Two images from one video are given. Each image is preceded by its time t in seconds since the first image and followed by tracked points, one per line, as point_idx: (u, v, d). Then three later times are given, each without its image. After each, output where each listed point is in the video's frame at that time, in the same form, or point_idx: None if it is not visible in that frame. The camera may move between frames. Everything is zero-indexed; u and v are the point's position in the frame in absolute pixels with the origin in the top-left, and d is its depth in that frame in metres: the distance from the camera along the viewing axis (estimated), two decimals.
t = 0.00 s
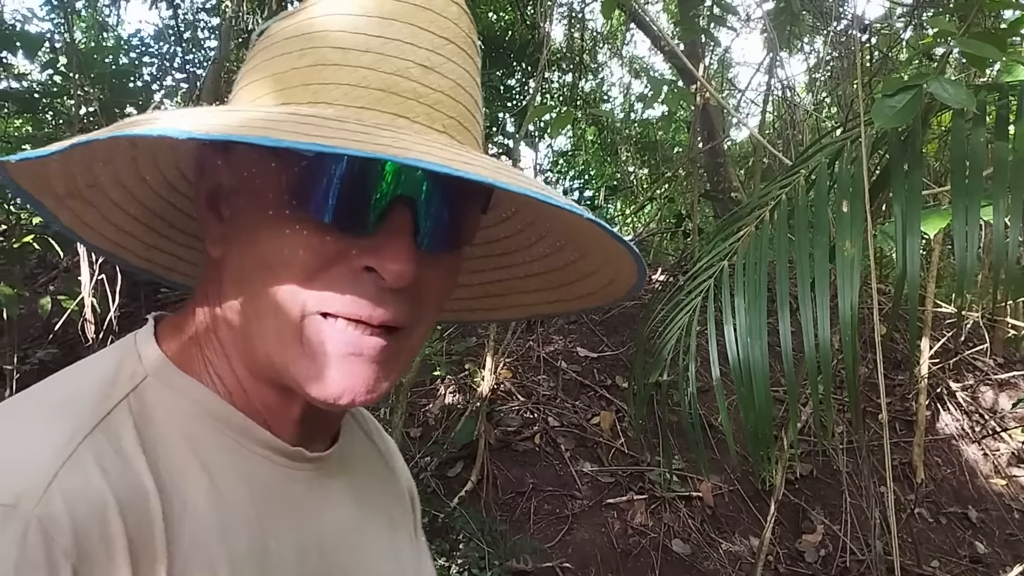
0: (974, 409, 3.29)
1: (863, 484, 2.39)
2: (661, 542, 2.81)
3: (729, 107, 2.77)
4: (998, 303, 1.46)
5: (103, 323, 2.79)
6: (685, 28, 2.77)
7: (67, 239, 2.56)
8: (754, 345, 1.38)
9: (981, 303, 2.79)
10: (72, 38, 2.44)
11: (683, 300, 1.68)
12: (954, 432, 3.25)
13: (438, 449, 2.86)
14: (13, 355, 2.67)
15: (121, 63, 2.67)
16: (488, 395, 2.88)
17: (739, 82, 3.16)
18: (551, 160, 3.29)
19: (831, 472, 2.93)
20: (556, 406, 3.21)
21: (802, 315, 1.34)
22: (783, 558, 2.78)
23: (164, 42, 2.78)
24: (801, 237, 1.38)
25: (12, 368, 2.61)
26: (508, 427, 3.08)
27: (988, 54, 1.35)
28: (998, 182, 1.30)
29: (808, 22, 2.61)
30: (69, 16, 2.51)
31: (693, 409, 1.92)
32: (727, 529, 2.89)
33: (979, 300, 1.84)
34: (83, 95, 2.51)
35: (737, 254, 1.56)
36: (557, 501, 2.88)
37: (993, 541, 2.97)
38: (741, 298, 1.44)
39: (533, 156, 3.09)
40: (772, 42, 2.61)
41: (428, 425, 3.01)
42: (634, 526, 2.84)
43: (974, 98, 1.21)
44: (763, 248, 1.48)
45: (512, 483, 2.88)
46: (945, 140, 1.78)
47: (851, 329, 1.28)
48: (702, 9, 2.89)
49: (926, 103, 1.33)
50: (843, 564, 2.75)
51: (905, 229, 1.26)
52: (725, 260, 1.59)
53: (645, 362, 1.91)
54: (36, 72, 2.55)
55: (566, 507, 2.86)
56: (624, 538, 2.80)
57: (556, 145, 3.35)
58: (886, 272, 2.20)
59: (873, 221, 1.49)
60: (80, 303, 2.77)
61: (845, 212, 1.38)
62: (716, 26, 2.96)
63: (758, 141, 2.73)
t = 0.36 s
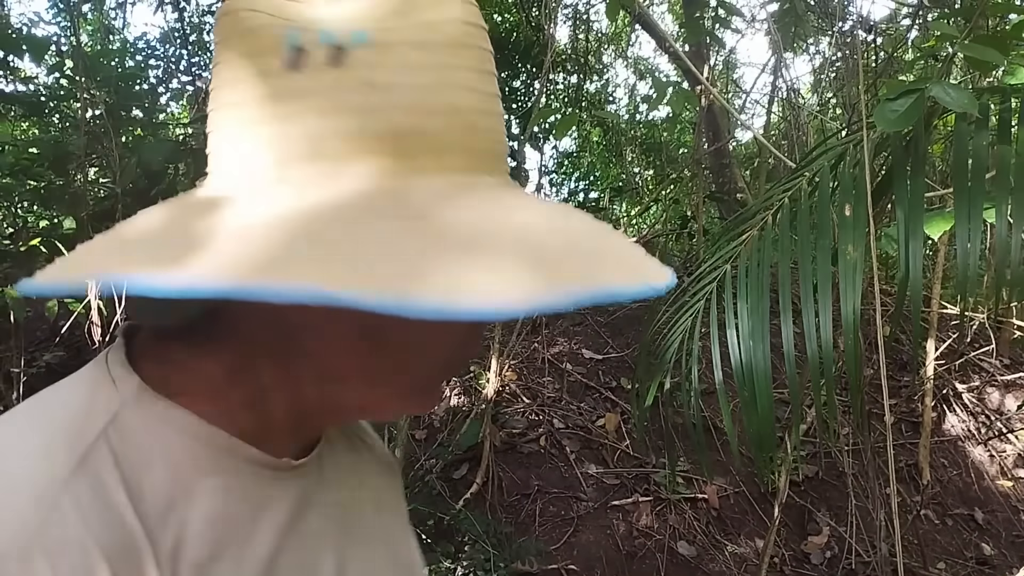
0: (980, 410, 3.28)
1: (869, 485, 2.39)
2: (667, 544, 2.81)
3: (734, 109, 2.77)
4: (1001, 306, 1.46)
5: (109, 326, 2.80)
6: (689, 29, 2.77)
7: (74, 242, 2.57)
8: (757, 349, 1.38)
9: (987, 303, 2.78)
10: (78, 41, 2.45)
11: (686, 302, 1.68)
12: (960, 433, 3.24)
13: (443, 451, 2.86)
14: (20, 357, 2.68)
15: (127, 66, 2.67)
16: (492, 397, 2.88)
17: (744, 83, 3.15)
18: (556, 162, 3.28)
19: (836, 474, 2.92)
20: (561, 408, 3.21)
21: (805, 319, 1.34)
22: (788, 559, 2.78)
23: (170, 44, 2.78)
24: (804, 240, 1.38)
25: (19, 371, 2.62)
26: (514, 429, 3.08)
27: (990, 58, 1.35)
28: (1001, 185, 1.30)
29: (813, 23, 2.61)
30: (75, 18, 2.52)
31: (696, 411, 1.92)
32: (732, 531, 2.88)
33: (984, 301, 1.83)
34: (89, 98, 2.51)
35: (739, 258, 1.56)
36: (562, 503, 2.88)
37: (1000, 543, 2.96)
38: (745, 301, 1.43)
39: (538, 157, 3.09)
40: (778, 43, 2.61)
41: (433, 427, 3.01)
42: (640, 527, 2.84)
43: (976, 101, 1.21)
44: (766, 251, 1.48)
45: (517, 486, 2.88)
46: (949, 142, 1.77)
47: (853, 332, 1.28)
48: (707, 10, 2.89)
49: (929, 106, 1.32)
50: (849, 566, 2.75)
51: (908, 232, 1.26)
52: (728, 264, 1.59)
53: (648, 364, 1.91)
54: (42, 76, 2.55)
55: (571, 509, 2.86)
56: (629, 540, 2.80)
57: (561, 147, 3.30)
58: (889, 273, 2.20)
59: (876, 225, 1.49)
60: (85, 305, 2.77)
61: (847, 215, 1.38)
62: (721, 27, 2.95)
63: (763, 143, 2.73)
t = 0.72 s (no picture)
0: (985, 409, 3.28)
1: (874, 484, 2.39)
2: (671, 543, 2.81)
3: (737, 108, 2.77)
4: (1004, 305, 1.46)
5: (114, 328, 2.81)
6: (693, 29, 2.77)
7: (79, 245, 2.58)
8: (759, 346, 1.39)
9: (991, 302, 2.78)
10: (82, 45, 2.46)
11: (690, 301, 1.68)
12: (965, 432, 3.23)
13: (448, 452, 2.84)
14: (27, 359, 2.70)
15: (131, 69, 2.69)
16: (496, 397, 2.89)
17: (748, 83, 3.15)
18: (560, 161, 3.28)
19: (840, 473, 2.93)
20: (565, 408, 3.21)
21: (807, 317, 1.35)
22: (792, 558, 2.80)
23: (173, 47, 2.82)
24: (806, 238, 1.39)
25: (26, 372, 2.65)
26: (518, 429, 3.07)
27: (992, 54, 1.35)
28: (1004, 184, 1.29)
29: (816, 21, 2.61)
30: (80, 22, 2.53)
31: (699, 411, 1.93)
32: (737, 530, 2.88)
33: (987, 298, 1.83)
34: (93, 101, 2.55)
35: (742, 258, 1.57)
36: (566, 503, 2.88)
37: (1005, 542, 2.96)
38: (747, 299, 1.43)
39: (541, 158, 3.09)
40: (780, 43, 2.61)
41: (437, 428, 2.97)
42: (645, 527, 2.85)
43: (978, 99, 1.21)
44: (769, 249, 1.48)
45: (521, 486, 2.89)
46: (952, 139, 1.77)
47: (855, 330, 1.29)
48: (710, 10, 2.89)
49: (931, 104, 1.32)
50: (854, 565, 2.75)
51: (910, 228, 1.27)
52: (730, 264, 1.59)
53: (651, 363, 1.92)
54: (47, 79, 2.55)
55: (576, 509, 2.86)
56: (633, 539, 2.81)
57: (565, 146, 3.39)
58: (891, 271, 2.20)
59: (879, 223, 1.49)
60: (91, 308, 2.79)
61: (849, 213, 1.38)
62: (724, 27, 2.95)
63: (766, 142, 2.73)
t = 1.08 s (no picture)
0: (984, 407, 3.28)
1: (872, 481, 2.38)
2: (670, 540, 2.81)
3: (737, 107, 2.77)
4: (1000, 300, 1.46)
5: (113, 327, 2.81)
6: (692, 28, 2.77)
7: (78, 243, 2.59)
8: (753, 341, 1.38)
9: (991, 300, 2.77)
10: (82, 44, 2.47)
11: (686, 296, 1.68)
12: (964, 430, 3.23)
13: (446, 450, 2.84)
14: (26, 358, 2.70)
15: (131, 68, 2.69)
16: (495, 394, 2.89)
17: (748, 82, 3.15)
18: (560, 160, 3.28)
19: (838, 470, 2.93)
20: (564, 405, 3.21)
21: (802, 313, 1.34)
22: (790, 556, 2.80)
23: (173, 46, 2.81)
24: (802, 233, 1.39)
25: (24, 371, 2.65)
26: (517, 426, 3.06)
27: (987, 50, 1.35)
28: (999, 179, 1.29)
29: (815, 19, 2.61)
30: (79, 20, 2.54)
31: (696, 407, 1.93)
32: (736, 529, 2.88)
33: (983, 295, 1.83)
34: (93, 100, 2.56)
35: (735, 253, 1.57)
36: (565, 500, 2.88)
37: (1003, 539, 2.96)
38: (741, 297, 1.42)
39: (541, 156, 3.09)
40: (781, 43, 2.62)
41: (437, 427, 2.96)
42: (643, 525, 2.85)
43: (973, 94, 1.21)
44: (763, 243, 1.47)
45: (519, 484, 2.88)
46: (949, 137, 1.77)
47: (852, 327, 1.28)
48: (710, 9, 2.89)
49: (926, 99, 1.32)
50: (852, 563, 2.75)
51: (905, 224, 1.27)
52: (723, 259, 1.60)
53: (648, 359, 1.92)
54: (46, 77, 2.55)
55: (575, 507, 2.86)
56: (632, 537, 2.81)
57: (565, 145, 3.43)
58: (887, 268, 2.20)
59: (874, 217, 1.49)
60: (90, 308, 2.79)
61: (844, 209, 1.38)
62: (723, 26, 2.95)
63: (765, 141, 2.73)
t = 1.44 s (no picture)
0: (986, 402, 3.27)
1: (873, 475, 2.39)
2: (672, 537, 2.81)
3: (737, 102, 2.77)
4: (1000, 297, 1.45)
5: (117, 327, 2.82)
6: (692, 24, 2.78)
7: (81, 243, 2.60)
8: (750, 337, 1.39)
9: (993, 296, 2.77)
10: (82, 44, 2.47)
11: (682, 293, 1.68)
12: (964, 425, 3.23)
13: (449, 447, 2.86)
14: (29, 357, 2.72)
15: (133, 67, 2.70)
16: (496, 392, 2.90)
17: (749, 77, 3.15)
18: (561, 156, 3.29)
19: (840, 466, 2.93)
20: (565, 403, 3.22)
21: (798, 310, 1.34)
22: (793, 552, 2.80)
23: (174, 44, 2.82)
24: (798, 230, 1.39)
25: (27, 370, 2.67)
26: (519, 423, 3.07)
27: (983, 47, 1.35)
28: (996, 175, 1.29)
29: (814, 14, 2.60)
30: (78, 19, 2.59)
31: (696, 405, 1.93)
32: (738, 525, 2.85)
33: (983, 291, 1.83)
34: (95, 99, 2.57)
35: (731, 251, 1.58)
36: (567, 497, 2.89)
37: (1007, 535, 2.95)
38: (738, 293, 1.43)
39: (542, 152, 3.10)
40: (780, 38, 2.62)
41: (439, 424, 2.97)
42: (645, 521, 2.85)
43: (968, 91, 1.21)
44: (760, 241, 1.48)
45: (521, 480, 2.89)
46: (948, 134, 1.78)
47: (848, 324, 1.28)
48: (710, 5, 2.90)
49: (922, 97, 1.32)
50: (854, 558, 2.75)
51: (902, 220, 1.28)
52: (720, 257, 1.60)
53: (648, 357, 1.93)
54: (47, 77, 2.55)
55: (577, 504, 2.88)
56: (634, 533, 2.81)
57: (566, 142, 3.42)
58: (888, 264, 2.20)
59: (871, 216, 1.50)
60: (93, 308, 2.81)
61: (841, 206, 1.38)
62: (724, 21, 2.96)
63: (764, 137, 2.74)
